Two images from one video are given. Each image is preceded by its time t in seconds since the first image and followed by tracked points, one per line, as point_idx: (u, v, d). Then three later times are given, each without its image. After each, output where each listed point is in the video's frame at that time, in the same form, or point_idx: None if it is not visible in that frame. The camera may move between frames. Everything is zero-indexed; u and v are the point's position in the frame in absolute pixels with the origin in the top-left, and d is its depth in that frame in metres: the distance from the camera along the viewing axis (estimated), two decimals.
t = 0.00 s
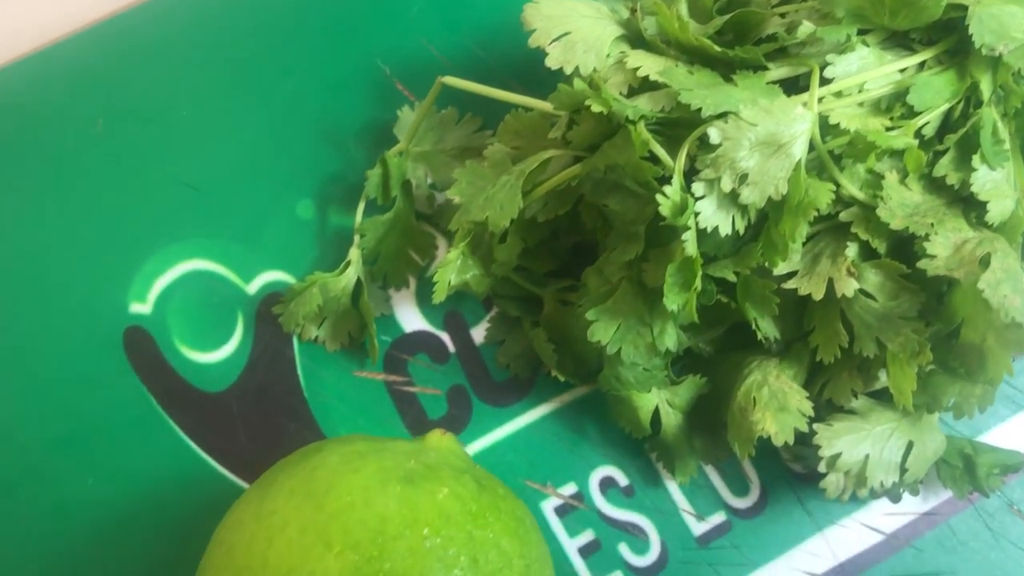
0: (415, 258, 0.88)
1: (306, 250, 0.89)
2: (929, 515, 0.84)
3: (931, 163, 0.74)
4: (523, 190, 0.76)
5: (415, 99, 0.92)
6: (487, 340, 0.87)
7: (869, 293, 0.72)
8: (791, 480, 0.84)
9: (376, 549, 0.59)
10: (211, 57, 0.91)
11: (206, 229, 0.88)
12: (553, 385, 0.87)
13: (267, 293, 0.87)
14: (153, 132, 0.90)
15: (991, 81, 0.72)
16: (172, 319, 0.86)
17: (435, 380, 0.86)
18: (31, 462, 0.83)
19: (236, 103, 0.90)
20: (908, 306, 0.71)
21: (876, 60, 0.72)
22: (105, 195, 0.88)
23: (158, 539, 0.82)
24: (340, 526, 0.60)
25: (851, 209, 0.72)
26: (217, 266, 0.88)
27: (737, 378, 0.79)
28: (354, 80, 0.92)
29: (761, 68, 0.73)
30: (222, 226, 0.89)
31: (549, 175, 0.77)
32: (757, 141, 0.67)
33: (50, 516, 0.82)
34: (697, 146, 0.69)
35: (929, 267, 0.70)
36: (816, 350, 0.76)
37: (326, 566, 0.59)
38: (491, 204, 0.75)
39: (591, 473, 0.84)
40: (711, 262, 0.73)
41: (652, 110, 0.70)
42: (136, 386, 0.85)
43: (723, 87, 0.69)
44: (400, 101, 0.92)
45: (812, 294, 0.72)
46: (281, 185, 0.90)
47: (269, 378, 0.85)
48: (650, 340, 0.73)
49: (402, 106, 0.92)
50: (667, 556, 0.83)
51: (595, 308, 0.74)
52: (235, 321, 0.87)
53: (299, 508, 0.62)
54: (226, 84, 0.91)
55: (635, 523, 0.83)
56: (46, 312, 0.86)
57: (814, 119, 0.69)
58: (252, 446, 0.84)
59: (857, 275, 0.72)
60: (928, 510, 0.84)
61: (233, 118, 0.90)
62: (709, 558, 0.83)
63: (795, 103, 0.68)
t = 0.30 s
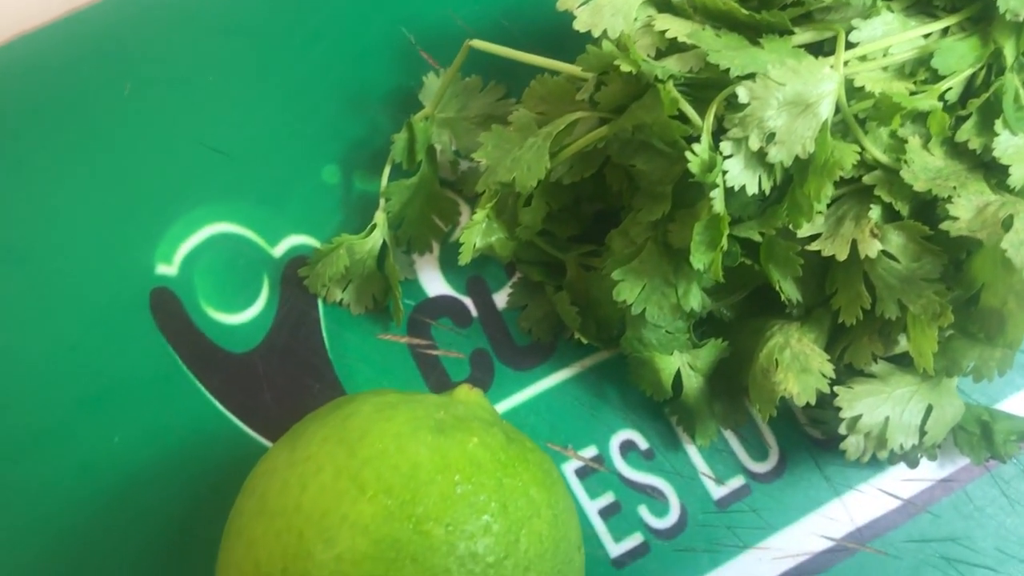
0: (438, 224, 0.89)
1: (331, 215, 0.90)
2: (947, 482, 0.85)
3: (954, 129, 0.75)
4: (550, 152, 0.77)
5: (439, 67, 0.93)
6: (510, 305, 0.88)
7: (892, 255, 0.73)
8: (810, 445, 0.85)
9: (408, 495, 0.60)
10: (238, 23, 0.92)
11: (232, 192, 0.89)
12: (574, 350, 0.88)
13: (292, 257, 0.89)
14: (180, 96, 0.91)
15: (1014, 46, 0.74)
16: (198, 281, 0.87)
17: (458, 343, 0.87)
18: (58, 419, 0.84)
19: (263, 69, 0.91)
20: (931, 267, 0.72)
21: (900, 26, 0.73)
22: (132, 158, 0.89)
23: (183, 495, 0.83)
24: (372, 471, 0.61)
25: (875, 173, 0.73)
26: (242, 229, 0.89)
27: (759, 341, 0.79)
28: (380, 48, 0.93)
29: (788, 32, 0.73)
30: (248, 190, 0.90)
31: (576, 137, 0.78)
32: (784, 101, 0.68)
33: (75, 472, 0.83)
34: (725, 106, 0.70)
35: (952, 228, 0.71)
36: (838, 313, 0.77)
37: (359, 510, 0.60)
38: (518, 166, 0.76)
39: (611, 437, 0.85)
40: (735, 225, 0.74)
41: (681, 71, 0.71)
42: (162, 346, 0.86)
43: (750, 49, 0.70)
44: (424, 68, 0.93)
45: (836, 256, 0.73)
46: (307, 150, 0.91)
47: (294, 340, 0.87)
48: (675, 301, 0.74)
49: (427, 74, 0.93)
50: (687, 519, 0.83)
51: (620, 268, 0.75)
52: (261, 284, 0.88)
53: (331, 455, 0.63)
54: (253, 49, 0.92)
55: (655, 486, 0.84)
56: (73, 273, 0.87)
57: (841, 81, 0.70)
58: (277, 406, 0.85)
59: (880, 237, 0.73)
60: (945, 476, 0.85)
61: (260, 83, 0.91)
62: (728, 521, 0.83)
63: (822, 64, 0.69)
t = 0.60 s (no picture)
0: (464, 203, 0.91)
1: (359, 193, 0.91)
2: (962, 461, 0.86)
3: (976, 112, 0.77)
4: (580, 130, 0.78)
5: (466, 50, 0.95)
6: (534, 284, 0.89)
7: (914, 233, 0.74)
8: (827, 424, 0.87)
9: (444, 457, 0.62)
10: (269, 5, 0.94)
11: (262, 170, 0.91)
12: (597, 328, 0.89)
13: (321, 234, 0.90)
14: (211, 74, 0.92)
15: None
16: (227, 257, 0.89)
17: (482, 320, 0.89)
18: (89, 389, 0.86)
19: (293, 50, 0.93)
20: (953, 247, 0.74)
21: (924, 10, 0.75)
22: (164, 135, 0.91)
23: (212, 466, 0.84)
24: (409, 434, 0.63)
25: (897, 154, 0.75)
26: (272, 206, 0.90)
27: (781, 319, 0.81)
28: (408, 31, 0.95)
29: (814, 15, 0.75)
30: (277, 168, 0.91)
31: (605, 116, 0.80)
32: (813, 80, 0.69)
33: (106, 442, 0.84)
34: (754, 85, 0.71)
35: (973, 208, 0.72)
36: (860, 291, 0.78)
37: (397, 471, 0.61)
38: (548, 143, 0.78)
39: (633, 414, 0.87)
40: (762, 203, 0.75)
41: (711, 51, 0.73)
42: (192, 319, 0.88)
43: (777, 31, 0.72)
44: (451, 51, 0.95)
45: (860, 234, 0.75)
46: (335, 130, 0.92)
47: (322, 315, 0.88)
48: (701, 277, 0.75)
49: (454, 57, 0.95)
50: (707, 494, 0.85)
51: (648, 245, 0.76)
52: (289, 260, 0.89)
53: (369, 419, 0.64)
54: (283, 31, 0.93)
55: (676, 462, 0.86)
56: (104, 247, 0.88)
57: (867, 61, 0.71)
58: (305, 379, 0.87)
59: (903, 216, 0.74)
60: (960, 455, 0.86)
61: (289, 63, 0.93)
62: (747, 497, 0.85)
63: (849, 44, 0.71)
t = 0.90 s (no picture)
0: (484, 176, 0.91)
1: (382, 166, 0.92)
2: (978, 436, 0.87)
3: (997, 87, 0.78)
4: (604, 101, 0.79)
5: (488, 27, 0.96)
6: (554, 257, 0.90)
7: (934, 205, 0.75)
8: (844, 397, 0.88)
9: (473, 412, 0.63)
10: None
11: (285, 142, 0.92)
12: (616, 301, 0.90)
13: (343, 206, 0.91)
14: (236, 47, 0.93)
15: None
16: (251, 227, 0.90)
17: (503, 292, 0.90)
18: (113, 356, 0.86)
19: (317, 24, 0.94)
20: (972, 218, 0.74)
21: None
22: (189, 106, 0.92)
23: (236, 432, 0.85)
24: (438, 391, 0.64)
25: (918, 127, 0.76)
26: (295, 178, 0.91)
27: (801, 291, 0.82)
28: (431, 8, 0.96)
29: None
30: (300, 140, 0.92)
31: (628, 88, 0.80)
32: (837, 50, 0.70)
33: (130, 406, 0.86)
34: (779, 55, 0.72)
35: (994, 178, 0.73)
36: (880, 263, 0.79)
37: (427, 425, 0.62)
38: (572, 113, 0.78)
39: (652, 386, 0.88)
40: (785, 173, 0.76)
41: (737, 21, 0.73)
42: (216, 288, 0.88)
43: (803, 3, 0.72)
44: (474, 28, 0.96)
45: (881, 204, 0.76)
46: (359, 104, 0.93)
47: (344, 286, 0.89)
48: (723, 247, 0.76)
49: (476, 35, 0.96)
50: (724, 465, 0.86)
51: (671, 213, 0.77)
52: (312, 231, 0.90)
53: (398, 377, 0.65)
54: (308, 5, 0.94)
55: (694, 433, 0.87)
56: (129, 216, 0.89)
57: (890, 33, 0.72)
58: (328, 348, 0.88)
59: (924, 186, 0.75)
60: (976, 430, 0.87)
61: (313, 38, 0.94)
62: (764, 468, 0.86)
63: (873, 16, 0.72)
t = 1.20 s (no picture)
0: (503, 143, 0.92)
1: (400, 130, 0.94)
2: (986, 402, 0.88)
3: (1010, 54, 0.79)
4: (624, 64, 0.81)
5: None
6: (570, 222, 0.91)
7: (947, 166, 0.76)
8: (855, 363, 0.89)
9: (494, 357, 0.64)
10: None
11: (305, 105, 0.93)
12: (631, 267, 0.91)
13: (362, 169, 0.92)
14: (257, 12, 0.95)
15: None
16: (271, 189, 0.91)
17: (518, 256, 0.91)
18: (134, 313, 0.88)
19: None
20: (984, 180, 0.75)
21: None
22: (211, 68, 0.93)
23: (254, 387, 0.87)
24: (459, 336, 0.65)
25: (932, 91, 0.77)
26: (314, 141, 0.92)
27: (814, 255, 0.83)
28: None
29: None
30: (320, 104, 0.93)
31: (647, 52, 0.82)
32: (854, 11, 0.72)
33: (151, 364, 0.87)
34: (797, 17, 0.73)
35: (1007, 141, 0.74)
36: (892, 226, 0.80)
37: (448, 369, 0.63)
38: (591, 75, 0.80)
39: (664, 349, 0.89)
40: (800, 135, 0.78)
41: None
42: (235, 247, 0.90)
43: None
44: None
45: (894, 166, 0.77)
46: (378, 69, 0.95)
47: (362, 247, 0.90)
48: (739, 207, 0.78)
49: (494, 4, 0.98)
50: (736, 428, 0.87)
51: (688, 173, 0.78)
52: (331, 192, 0.91)
53: (419, 324, 0.66)
54: None
55: (706, 396, 0.88)
56: (151, 175, 0.91)
57: None
58: (345, 308, 0.89)
59: (936, 149, 0.76)
60: (984, 396, 0.88)
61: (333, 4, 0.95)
62: (776, 431, 0.87)
63: None
